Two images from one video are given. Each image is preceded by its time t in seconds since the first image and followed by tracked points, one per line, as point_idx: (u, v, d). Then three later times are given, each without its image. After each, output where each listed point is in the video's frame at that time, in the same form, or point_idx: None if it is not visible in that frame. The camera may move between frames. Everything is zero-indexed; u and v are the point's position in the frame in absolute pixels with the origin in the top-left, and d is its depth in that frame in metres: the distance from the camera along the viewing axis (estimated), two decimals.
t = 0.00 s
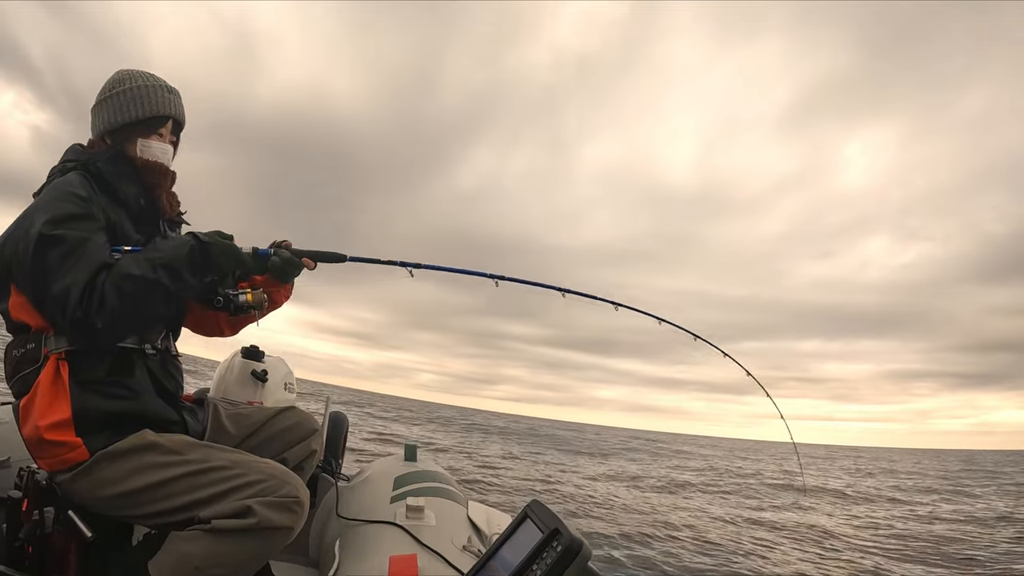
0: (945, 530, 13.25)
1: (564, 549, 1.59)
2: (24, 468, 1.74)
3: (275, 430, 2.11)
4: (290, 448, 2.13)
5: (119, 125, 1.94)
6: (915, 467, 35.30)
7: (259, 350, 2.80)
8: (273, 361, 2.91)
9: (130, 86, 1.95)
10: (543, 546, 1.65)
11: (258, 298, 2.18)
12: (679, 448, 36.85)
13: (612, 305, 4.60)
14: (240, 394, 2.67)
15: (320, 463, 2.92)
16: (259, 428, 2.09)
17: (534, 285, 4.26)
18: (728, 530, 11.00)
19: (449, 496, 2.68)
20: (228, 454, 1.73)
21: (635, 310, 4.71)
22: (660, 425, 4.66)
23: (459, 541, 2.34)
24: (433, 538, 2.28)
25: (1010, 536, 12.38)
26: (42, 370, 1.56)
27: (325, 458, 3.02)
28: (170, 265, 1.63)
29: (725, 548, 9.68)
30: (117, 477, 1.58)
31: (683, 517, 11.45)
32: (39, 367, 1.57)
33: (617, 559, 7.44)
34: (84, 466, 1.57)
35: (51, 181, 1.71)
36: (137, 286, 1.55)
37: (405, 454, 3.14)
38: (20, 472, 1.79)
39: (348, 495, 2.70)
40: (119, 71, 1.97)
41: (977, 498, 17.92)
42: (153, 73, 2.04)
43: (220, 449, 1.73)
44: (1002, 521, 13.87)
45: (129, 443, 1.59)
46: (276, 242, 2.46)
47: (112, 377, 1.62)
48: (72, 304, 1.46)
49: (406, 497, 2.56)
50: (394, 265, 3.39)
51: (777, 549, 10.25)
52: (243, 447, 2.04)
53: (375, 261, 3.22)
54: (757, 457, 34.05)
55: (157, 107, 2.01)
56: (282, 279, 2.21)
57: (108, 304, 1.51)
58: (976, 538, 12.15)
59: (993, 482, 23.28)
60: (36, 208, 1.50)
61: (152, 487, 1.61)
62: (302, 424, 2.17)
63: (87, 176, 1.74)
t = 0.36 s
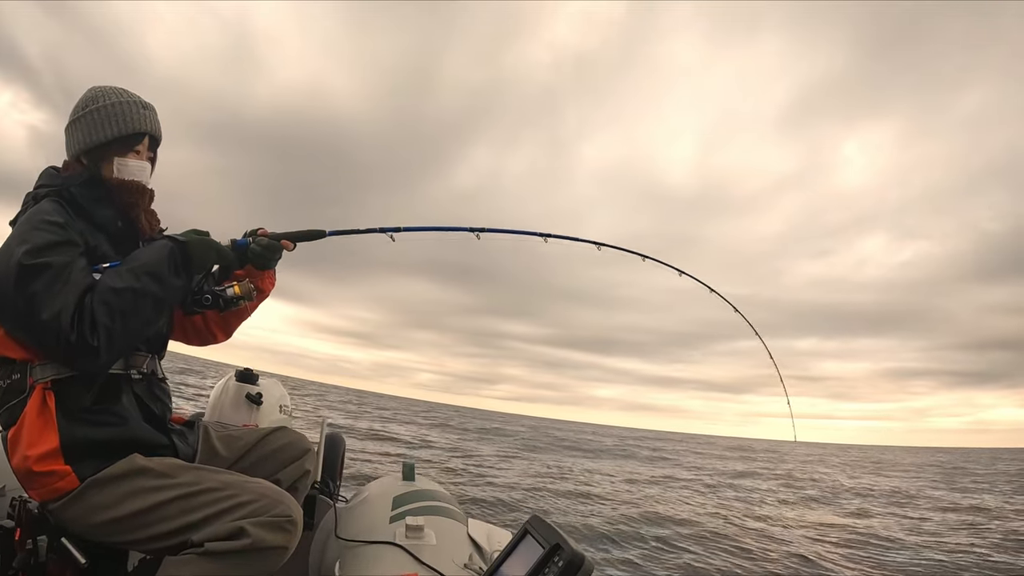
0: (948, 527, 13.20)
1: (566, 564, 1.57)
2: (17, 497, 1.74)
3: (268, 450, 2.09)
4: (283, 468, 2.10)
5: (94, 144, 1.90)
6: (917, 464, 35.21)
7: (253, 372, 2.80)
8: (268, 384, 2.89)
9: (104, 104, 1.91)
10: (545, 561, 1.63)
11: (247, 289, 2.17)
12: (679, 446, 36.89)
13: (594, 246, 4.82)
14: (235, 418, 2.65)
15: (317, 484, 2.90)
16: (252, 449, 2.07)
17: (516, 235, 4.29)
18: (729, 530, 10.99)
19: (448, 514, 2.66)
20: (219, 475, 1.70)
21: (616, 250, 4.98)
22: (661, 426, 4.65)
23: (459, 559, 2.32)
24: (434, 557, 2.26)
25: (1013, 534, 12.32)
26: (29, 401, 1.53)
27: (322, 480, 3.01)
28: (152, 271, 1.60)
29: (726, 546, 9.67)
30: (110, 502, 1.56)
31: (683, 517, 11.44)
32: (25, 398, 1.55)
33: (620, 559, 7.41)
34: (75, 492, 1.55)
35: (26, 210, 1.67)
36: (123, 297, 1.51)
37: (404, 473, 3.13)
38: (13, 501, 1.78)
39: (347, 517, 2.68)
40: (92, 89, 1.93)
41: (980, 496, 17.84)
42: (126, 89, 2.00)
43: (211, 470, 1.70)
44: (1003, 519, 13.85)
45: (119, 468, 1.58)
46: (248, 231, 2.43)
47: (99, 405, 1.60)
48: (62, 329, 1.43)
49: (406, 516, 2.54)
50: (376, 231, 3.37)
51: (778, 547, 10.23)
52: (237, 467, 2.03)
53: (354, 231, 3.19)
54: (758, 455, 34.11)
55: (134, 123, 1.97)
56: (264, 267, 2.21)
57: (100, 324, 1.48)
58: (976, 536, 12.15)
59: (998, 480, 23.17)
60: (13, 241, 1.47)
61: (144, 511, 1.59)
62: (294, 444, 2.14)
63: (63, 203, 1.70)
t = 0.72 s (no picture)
0: (948, 528, 13.16)
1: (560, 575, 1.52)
2: (15, 486, 1.73)
3: (266, 450, 2.08)
4: (280, 469, 2.09)
5: (83, 136, 1.87)
6: (917, 466, 35.12)
7: (255, 372, 2.79)
8: (268, 384, 2.89)
9: (89, 95, 1.88)
10: (539, 571, 1.58)
11: (246, 261, 2.18)
12: (678, 449, 36.88)
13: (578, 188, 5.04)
14: (234, 415, 2.65)
15: (313, 486, 2.88)
16: (249, 448, 2.05)
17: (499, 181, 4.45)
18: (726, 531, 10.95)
19: (443, 520, 2.64)
20: (218, 475, 1.68)
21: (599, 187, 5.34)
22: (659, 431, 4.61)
23: (453, 566, 2.29)
24: (427, 563, 2.23)
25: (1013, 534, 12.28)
26: (28, 393, 1.51)
27: (319, 481, 2.99)
28: (151, 252, 1.58)
29: (724, 547, 9.63)
30: (108, 497, 1.55)
31: (681, 518, 11.39)
32: (25, 389, 1.52)
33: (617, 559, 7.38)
34: (74, 486, 1.53)
35: (19, 205, 1.65)
36: (125, 278, 1.50)
37: (401, 478, 3.10)
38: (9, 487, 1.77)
39: (342, 521, 2.65)
40: (76, 80, 1.90)
41: (980, 498, 17.78)
42: (110, 78, 1.96)
43: (212, 470, 1.69)
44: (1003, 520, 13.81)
45: (120, 463, 1.56)
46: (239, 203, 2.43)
47: (100, 399, 1.58)
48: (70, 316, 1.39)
49: (401, 520, 2.51)
50: (367, 190, 3.46)
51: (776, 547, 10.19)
52: (234, 466, 2.00)
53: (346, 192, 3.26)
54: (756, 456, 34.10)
55: (121, 113, 1.95)
56: (259, 237, 2.24)
57: (107, 307, 1.46)
58: (975, 537, 12.11)
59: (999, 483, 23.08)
60: (10, 237, 1.42)
61: (142, 508, 1.56)
62: (292, 445, 2.13)
63: (57, 196, 1.67)
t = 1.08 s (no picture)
0: (952, 526, 13.07)
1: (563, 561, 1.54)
2: (24, 461, 1.76)
3: (274, 429, 2.10)
4: (287, 449, 2.11)
5: (93, 115, 1.90)
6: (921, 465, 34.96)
7: (266, 351, 2.82)
8: (278, 363, 2.94)
9: (98, 74, 1.90)
10: (543, 557, 1.60)
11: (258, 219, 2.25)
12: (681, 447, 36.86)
13: (570, 127, 5.12)
14: (245, 393, 2.70)
15: (321, 466, 2.92)
16: (258, 427, 2.08)
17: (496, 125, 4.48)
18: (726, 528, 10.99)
19: (448, 503, 2.66)
20: (229, 456, 1.70)
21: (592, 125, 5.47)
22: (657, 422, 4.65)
23: (458, 549, 2.31)
24: (432, 545, 2.25)
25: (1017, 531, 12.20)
26: (42, 367, 1.54)
27: (326, 461, 3.01)
28: (168, 216, 1.60)
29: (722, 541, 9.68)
30: (118, 475, 1.56)
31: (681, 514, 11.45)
32: (39, 364, 1.55)
33: (617, 551, 7.43)
34: (84, 463, 1.54)
35: (35, 183, 1.67)
36: (144, 243, 1.52)
37: (408, 461, 3.13)
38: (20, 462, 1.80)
39: (348, 501, 2.67)
40: (81, 62, 1.92)
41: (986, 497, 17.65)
42: (115, 58, 1.97)
43: (222, 450, 1.70)
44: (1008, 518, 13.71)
45: (131, 442, 1.57)
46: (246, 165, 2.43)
47: (112, 373, 1.61)
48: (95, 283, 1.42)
49: (406, 502, 2.54)
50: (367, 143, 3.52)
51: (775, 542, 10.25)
52: (241, 444, 2.03)
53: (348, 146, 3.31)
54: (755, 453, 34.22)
55: (129, 90, 1.97)
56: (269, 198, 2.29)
57: (130, 272, 1.49)
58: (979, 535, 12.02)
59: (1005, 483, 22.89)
60: (29, 212, 1.44)
61: (153, 486, 1.58)
62: (300, 426, 2.15)
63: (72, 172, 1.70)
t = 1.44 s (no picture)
0: (953, 523, 13.11)
1: (573, 539, 1.54)
2: (32, 474, 1.75)
3: (279, 423, 2.12)
4: (293, 443, 2.12)
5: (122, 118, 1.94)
6: (920, 463, 35.06)
7: (266, 347, 2.85)
8: (279, 358, 2.96)
9: (133, 80, 1.95)
10: (552, 536, 1.60)
11: (275, 244, 2.32)
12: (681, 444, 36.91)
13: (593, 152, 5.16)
14: (247, 390, 2.71)
15: (328, 457, 2.94)
16: (261, 424, 2.10)
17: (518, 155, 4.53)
18: (726, 522, 10.98)
19: (457, 488, 2.68)
20: (235, 453, 1.71)
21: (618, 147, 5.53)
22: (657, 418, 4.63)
23: (468, 532, 2.33)
24: (442, 530, 2.27)
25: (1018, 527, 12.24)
26: (50, 376, 1.53)
27: (332, 453, 3.02)
28: (187, 242, 1.62)
29: (723, 537, 9.67)
30: (126, 478, 1.58)
31: (681, 508, 11.44)
32: (47, 373, 1.55)
33: (617, 547, 7.42)
34: (93, 468, 1.56)
35: (52, 186, 1.67)
36: (164, 268, 1.54)
37: (414, 447, 3.15)
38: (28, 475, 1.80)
39: (357, 490, 2.69)
40: (122, 64, 1.97)
41: (986, 494, 17.71)
42: (155, 68, 2.04)
43: (228, 448, 1.71)
44: (1009, 514, 13.75)
45: (137, 446, 1.59)
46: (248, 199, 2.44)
47: (119, 383, 1.62)
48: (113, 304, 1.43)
49: (414, 489, 2.56)
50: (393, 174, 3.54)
51: (775, 537, 10.23)
52: (247, 442, 2.05)
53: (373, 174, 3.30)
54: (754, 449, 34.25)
55: (161, 102, 2.01)
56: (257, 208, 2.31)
57: (147, 296, 1.50)
58: (981, 531, 12.07)
59: (1004, 479, 22.97)
60: (51, 222, 1.45)
61: (161, 488, 1.60)
62: (304, 419, 2.17)
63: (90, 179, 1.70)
